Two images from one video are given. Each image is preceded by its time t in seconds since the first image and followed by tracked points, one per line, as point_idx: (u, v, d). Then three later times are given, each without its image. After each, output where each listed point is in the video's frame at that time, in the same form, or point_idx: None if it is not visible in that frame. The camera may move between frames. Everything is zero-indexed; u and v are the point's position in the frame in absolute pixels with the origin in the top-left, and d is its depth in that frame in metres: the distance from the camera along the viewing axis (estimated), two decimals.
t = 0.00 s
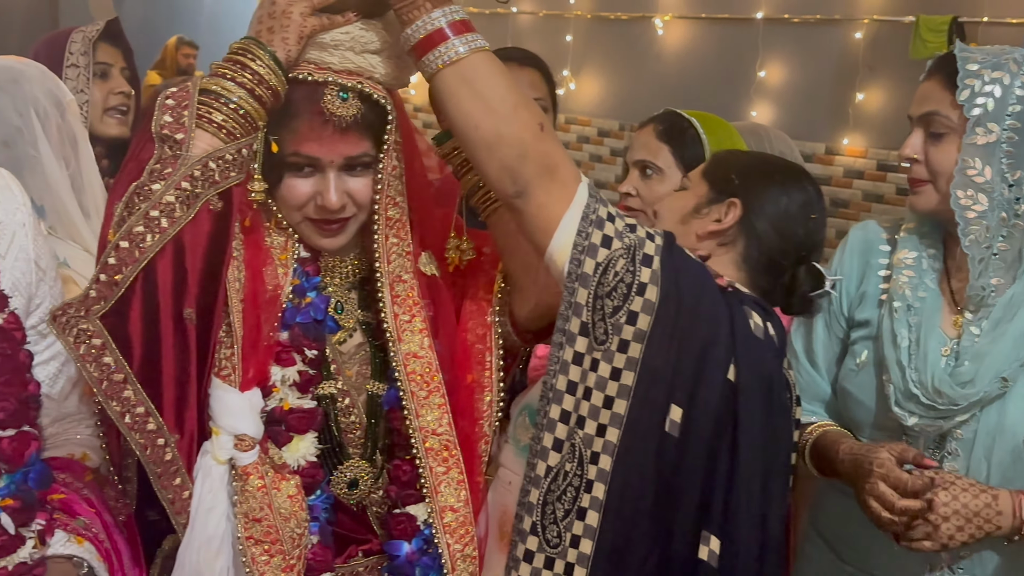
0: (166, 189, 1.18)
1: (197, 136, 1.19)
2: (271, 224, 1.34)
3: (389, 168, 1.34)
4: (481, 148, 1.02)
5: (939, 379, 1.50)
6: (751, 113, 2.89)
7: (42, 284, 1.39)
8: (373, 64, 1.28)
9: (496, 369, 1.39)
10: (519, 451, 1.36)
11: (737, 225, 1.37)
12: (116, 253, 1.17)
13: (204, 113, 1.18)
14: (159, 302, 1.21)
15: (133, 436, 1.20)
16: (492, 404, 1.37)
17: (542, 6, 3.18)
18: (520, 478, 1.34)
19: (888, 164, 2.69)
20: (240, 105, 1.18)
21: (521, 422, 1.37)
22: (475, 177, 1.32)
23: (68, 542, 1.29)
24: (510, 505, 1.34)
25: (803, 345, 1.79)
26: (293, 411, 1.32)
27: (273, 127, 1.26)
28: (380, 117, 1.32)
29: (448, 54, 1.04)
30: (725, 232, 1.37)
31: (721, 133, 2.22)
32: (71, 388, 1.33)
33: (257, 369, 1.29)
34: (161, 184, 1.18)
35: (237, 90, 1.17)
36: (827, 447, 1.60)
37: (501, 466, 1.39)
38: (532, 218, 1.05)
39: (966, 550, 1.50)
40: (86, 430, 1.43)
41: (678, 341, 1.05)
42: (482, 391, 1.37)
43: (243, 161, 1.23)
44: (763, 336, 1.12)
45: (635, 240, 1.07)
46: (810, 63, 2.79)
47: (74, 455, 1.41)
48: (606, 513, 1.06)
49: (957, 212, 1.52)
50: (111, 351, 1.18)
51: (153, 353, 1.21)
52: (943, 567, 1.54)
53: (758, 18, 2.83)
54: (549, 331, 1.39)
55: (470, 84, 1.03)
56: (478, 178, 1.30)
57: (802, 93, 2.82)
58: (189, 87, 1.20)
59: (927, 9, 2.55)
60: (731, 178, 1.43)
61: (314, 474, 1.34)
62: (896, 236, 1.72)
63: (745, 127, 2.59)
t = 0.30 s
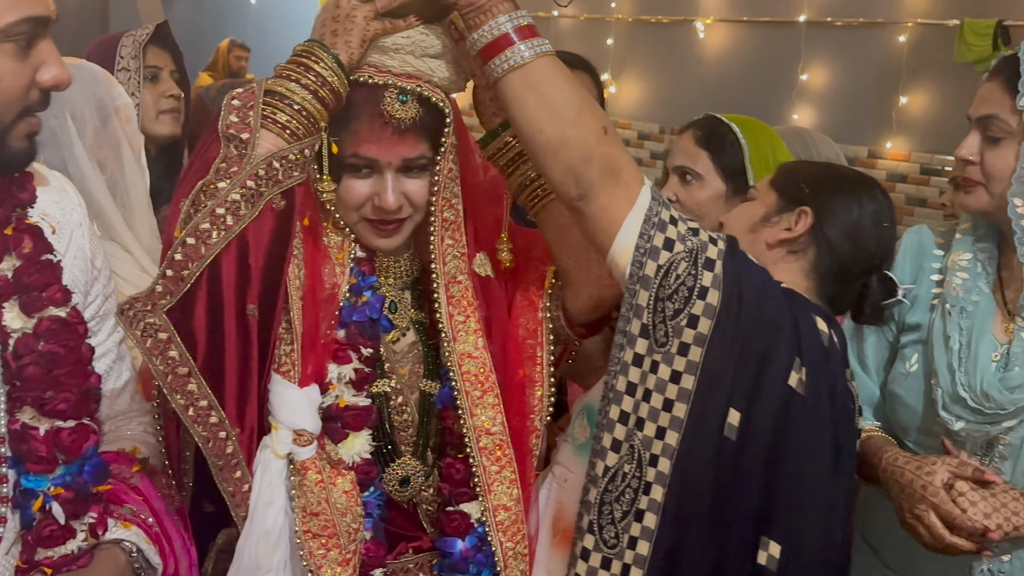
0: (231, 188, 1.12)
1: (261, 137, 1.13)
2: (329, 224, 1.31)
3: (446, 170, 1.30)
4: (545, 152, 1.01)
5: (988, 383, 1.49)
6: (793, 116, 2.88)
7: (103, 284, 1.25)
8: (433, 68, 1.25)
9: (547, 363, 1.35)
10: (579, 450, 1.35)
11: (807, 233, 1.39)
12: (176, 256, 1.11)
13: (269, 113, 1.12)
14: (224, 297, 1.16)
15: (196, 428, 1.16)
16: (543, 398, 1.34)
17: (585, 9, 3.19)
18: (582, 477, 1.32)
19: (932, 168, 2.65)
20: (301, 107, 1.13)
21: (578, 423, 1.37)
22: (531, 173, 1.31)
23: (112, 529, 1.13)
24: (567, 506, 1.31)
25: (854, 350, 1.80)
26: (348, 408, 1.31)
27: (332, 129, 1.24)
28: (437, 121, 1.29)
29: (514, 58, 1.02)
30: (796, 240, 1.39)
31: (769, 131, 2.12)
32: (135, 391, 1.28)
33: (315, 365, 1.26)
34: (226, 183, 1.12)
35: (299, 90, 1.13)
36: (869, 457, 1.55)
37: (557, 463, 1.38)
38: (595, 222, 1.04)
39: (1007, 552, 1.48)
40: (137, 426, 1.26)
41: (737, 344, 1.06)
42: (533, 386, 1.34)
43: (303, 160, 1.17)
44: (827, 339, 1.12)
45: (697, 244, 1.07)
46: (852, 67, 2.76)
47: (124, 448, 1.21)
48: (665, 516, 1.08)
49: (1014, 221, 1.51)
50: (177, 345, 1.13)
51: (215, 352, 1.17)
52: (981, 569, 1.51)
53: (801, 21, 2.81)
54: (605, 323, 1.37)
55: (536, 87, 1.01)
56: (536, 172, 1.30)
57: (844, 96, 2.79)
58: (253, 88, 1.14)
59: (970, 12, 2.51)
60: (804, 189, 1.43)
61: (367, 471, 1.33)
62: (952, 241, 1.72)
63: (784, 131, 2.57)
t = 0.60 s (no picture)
0: (288, 192, 1.14)
1: (316, 142, 1.15)
2: (381, 228, 1.34)
3: (496, 174, 1.32)
4: (588, 158, 1.03)
5: None
6: (831, 120, 2.71)
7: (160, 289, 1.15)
8: (483, 73, 1.27)
9: (597, 364, 1.37)
10: (626, 450, 1.35)
11: (861, 240, 1.37)
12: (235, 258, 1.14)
13: (324, 119, 1.15)
14: (281, 298, 1.19)
15: (254, 427, 1.18)
16: (593, 398, 1.35)
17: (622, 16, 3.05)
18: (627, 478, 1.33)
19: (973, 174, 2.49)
20: (355, 113, 1.16)
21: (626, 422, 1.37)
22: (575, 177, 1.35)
23: (164, 516, 1.04)
24: (615, 505, 1.32)
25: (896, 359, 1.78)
26: (401, 408, 1.32)
27: (386, 135, 1.27)
28: (488, 125, 1.31)
29: (560, 65, 1.04)
30: (849, 246, 1.38)
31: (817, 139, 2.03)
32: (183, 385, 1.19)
33: (368, 366, 1.28)
34: (283, 187, 1.14)
35: (354, 95, 1.16)
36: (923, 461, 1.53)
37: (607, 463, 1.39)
38: (638, 228, 1.06)
39: None
40: (186, 421, 1.18)
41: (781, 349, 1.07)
42: (584, 386, 1.35)
43: (359, 164, 1.20)
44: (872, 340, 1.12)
45: (739, 249, 1.09)
46: (894, 71, 2.60)
47: (172, 442, 1.13)
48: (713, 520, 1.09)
49: None
50: (235, 344, 1.16)
51: (272, 353, 1.19)
52: None
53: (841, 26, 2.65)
54: (654, 326, 1.39)
55: (580, 95, 1.03)
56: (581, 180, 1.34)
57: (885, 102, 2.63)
58: (310, 94, 1.18)
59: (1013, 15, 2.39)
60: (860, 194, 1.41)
61: (419, 470, 1.35)
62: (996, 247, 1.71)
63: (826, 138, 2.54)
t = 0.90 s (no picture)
0: (341, 196, 1.16)
1: (369, 147, 1.17)
2: (432, 230, 1.35)
3: (545, 179, 1.33)
4: (632, 165, 1.05)
5: None
6: (874, 125, 2.65)
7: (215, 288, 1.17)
8: (534, 79, 1.27)
9: (647, 368, 1.37)
10: (670, 460, 1.39)
11: (906, 244, 1.32)
12: (288, 259, 1.16)
13: (376, 124, 1.17)
14: (333, 298, 1.22)
15: (306, 425, 1.21)
16: (640, 401, 1.35)
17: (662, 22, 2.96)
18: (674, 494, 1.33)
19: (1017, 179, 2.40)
20: (408, 119, 1.17)
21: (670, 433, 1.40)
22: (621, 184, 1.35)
23: (222, 511, 1.06)
24: (660, 517, 1.34)
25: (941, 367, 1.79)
26: (451, 409, 1.33)
27: (437, 139, 1.29)
28: (538, 130, 1.32)
29: (607, 71, 1.05)
30: (894, 251, 1.33)
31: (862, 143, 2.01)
32: (238, 383, 1.21)
33: (418, 366, 1.29)
34: (337, 191, 1.16)
35: (405, 100, 1.16)
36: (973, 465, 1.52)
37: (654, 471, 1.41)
38: (681, 234, 1.07)
39: None
40: (240, 419, 1.19)
41: (827, 358, 1.06)
42: (630, 389, 1.35)
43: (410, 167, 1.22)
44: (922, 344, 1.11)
45: (786, 257, 1.09)
46: (936, 75, 2.54)
47: (228, 437, 1.14)
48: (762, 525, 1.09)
49: None
50: (289, 344, 1.19)
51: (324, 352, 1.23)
52: None
53: (884, 31, 2.59)
54: (702, 328, 1.39)
55: (625, 102, 1.04)
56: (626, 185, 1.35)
57: (927, 106, 2.57)
58: (362, 99, 1.20)
59: None
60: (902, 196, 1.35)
61: (468, 470, 1.36)
62: None
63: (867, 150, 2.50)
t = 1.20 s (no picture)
0: (389, 198, 1.18)
1: (417, 149, 1.19)
2: (477, 232, 1.36)
3: (590, 181, 1.33)
4: (671, 168, 1.05)
5: None
6: (911, 128, 2.56)
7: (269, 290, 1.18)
8: (578, 82, 1.27)
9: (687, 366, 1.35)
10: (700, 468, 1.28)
11: (940, 249, 1.25)
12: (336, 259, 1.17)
13: (424, 127, 1.18)
14: (380, 295, 1.23)
15: (354, 422, 1.23)
16: (679, 399, 1.33)
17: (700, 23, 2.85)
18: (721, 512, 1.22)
19: None
20: (455, 121, 1.18)
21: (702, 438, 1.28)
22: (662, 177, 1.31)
23: (273, 513, 1.04)
24: (692, 522, 1.27)
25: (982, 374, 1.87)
26: (494, 409, 1.35)
27: (483, 142, 1.30)
28: (584, 133, 1.32)
29: (648, 73, 1.06)
30: (928, 258, 1.26)
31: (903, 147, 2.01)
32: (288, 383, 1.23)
33: (463, 367, 1.30)
34: (385, 193, 1.18)
35: (453, 103, 1.18)
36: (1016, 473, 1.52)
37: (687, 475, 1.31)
38: (718, 238, 1.05)
39: None
40: (290, 417, 1.20)
41: (897, 331, 1.03)
42: (670, 387, 1.34)
43: (456, 169, 1.23)
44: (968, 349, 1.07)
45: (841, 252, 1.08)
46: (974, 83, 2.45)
47: (279, 437, 1.15)
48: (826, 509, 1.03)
49: None
50: (337, 343, 1.20)
51: (371, 353, 1.23)
52: None
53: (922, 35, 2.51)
54: (745, 328, 1.32)
55: (666, 103, 1.05)
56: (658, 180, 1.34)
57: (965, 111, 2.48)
58: (409, 103, 1.21)
59: None
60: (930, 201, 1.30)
61: (511, 470, 1.36)
62: None
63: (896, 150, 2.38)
